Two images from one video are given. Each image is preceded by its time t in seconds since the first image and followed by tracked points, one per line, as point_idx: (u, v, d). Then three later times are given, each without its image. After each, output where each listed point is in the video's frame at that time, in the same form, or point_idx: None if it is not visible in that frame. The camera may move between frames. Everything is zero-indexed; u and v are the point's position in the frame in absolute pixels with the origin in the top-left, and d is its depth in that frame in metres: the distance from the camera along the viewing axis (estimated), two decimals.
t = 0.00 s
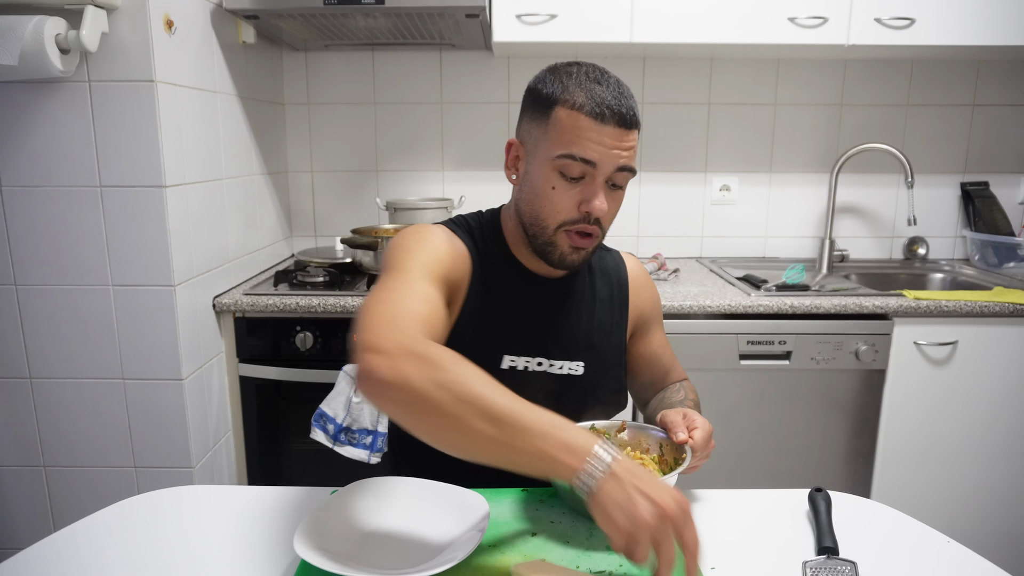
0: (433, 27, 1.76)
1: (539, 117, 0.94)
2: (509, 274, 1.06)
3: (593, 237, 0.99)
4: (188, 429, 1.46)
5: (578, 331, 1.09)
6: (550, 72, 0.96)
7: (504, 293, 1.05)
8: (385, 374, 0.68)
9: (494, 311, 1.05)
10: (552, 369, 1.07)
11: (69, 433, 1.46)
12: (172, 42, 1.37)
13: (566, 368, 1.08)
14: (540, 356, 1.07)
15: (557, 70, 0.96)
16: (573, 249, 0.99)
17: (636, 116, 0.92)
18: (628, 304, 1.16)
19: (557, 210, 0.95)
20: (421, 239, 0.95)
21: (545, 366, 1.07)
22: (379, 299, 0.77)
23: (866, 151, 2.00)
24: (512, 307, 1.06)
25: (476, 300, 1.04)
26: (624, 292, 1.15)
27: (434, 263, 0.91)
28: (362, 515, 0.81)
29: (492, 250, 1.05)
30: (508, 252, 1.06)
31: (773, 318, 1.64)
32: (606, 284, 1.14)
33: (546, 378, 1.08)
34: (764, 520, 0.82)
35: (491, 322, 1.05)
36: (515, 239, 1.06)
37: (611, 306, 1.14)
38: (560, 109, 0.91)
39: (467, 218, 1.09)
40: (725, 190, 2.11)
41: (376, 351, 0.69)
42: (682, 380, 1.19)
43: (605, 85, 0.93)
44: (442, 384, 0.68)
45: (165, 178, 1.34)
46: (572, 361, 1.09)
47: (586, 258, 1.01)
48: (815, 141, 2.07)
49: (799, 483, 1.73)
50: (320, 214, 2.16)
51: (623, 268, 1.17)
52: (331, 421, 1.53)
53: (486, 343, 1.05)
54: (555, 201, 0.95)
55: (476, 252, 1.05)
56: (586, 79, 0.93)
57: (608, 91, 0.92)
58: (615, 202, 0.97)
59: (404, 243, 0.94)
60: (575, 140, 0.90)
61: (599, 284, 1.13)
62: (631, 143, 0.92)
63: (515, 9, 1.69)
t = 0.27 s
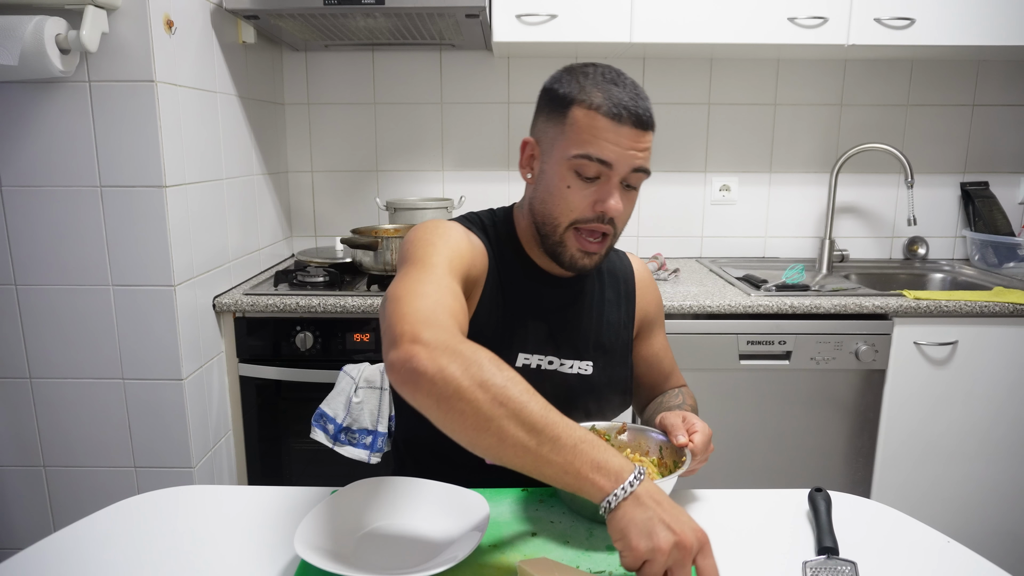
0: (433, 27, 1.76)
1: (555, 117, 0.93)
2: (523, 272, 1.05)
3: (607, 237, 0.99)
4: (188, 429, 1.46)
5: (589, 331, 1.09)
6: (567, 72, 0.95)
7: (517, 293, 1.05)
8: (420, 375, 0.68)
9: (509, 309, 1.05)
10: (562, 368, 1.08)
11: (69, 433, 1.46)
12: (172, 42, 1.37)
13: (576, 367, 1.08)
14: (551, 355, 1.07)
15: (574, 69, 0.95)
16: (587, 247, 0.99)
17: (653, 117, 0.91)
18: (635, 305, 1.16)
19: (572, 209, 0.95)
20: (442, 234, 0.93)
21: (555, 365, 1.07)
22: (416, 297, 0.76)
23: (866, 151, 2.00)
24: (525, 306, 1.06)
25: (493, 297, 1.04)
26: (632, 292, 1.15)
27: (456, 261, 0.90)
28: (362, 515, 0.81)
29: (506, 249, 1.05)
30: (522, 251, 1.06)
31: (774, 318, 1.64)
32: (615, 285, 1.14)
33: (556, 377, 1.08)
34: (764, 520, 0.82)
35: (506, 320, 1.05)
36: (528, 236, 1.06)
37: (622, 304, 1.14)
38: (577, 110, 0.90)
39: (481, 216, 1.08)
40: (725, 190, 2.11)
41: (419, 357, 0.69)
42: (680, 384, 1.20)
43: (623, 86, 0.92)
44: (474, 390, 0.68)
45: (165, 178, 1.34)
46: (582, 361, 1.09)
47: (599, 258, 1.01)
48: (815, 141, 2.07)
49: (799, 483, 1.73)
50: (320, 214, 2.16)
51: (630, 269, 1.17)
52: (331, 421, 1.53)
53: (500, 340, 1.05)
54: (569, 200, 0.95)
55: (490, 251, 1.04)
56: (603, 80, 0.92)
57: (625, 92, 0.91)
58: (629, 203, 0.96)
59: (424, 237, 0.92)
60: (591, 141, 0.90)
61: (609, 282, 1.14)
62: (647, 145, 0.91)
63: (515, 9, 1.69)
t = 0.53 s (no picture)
0: (433, 27, 1.76)
1: (553, 116, 0.93)
2: (508, 266, 1.05)
3: (598, 237, 0.98)
4: (188, 429, 1.46)
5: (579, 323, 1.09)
6: (568, 71, 0.94)
7: (505, 286, 1.05)
8: (338, 357, 0.80)
9: (495, 303, 1.05)
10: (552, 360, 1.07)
11: (69, 433, 1.45)
12: (171, 41, 1.37)
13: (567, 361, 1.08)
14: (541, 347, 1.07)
15: (576, 70, 0.94)
16: (578, 246, 0.98)
17: (649, 124, 0.92)
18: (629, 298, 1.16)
19: (566, 208, 0.95)
20: (410, 233, 0.99)
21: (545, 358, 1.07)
22: (366, 290, 0.88)
23: (866, 151, 2.00)
24: (512, 298, 1.06)
25: (477, 292, 1.04)
26: (625, 285, 1.15)
27: (426, 261, 0.97)
28: (362, 515, 0.81)
29: (492, 243, 1.06)
30: (509, 246, 1.06)
31: (774, 318, 1.63)
32: (608, 279, 1.14)
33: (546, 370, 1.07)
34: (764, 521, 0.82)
35: (492, 314, 1.05)
36: (519, 233, 1.06)
37: (613, 298, 1.13)
38: (576, 110, 0.90)
39: (469, 213, 1.09)
40: (725, 190, 2.10)
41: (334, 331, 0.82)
42: (684, 386, 1.17)
43: (622, 90, 0.92)
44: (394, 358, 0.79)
45: (164, 178, 1.34)
46: (572, 354, 1.08)
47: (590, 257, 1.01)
48: (815, 141, 2.07)
49: (800, 483, 1.73)
50: (319, 214, 2.16)
51: (624, 264, 1.16)
52: (331, 421, 1.55)
53: (488, 334, 1.05)
54: (564, 199, 0.94)
55: (475, 245, 1.05)
56: (604, 83, 0.92)
57: (625, 96, 0.91)
58: (622, 204, 0.96)
59: (396, 234, 1.00)
60: (588, 142, 0.89)
61: (601, 277, 1.13)
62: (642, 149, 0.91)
63: (515, 9, 1.68)
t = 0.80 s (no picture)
0: (433, 27, 1.76)
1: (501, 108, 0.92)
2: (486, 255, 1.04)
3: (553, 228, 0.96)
4: (188, 429, 1.46)
5: (564, 322, 1.05)
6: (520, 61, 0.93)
7: (486, 280, 1.04)
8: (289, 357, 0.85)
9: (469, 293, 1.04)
10: (533, 357, 1.04)
11: (69, 433, 1.46)
12: (171, 42, 1.37)
13: (550, 358, 1.05)
14: (522, 344, 1.04)
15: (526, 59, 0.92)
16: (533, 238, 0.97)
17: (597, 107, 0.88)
18: (631, 301, 1.09)
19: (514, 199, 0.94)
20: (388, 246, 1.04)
21: (526, 355, 1.04)
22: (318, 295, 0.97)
23: (866, 151, 2.00)
24: (492, 292, 1.04)
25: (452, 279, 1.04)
26: (627, 287, 1.09)
27: (382, 260, 1.02)
28: (362, 515, 0.81)
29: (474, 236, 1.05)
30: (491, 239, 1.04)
31: (774, 318, 1.64)
32: (608, 280, 1.09)
33: (527, 367, 1.05)
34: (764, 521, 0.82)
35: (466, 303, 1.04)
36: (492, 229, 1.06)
37: (610, 300, 1.07)
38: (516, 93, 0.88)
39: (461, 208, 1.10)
40: (725, 190, 2.11)
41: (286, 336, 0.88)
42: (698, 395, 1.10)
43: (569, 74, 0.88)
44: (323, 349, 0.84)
45: (165, 178, 1.34)
46: (556, 353, 1.05)
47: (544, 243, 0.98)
48: (815, 141, 2.07)
49: (800, 483, 1.73)
50: (319, 214, 2.16)
51: (629, 267, 1.10)
52: (331, 421, 1.55)
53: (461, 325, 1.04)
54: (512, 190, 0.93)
55: (456, 238, 1.05)
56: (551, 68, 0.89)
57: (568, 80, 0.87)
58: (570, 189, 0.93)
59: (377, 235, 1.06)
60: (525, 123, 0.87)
61: (598, 277, 1.08)
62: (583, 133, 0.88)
63: (516, 9, 1.68)
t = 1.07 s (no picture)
0: (433, 27, 1.76)
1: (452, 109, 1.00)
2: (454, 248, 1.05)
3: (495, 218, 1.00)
4: (188, 429, 1.46)
5: (520, 317, 1.00)
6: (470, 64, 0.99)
7: (447, 274, 1.04)
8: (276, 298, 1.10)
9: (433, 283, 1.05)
10: (486, 353, 1.00)
11: (69, 433, 1.46)
12: (171, 41, 1.37)
13: (503, 355, 0.99)
14: (477, 339, 1.01)
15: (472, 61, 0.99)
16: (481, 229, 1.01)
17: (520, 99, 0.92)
18: (606, 295, 1.00)
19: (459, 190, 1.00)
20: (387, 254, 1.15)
21: (480, 350, 1.00)
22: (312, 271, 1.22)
23: (866, 151, 2.00)
24: (451, 286, 1.04)
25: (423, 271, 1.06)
26: (598, 282, 1.00)
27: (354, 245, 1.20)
28: (361, 515, 0.81)
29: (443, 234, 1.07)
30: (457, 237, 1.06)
31: (774, 318, 1.63)
32: (579, 277, 1.00)
33: (481, 364, 1.00)
34: (763, 521, 0.82)
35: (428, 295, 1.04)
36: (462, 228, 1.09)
37: (578, 300, 0.99)
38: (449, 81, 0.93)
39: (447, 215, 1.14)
40: (725, 190, 2.10)
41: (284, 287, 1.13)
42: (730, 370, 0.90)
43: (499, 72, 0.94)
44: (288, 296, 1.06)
45: (165, 178, 1.34)
46: (509, 349, 1.00)
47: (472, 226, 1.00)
48: (816, 141, 2.07)
49: (800, 483, 1.72)
50: (319, 214, 2.16)
51: (608, 263, 1.01)
52: (331, 421, 1.54)
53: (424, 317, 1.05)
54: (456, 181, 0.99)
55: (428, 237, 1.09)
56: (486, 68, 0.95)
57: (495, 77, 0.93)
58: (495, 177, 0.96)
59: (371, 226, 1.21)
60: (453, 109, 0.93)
61: (568, 274, 1.01)
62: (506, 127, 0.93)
63: (515, 9, 1.68)
